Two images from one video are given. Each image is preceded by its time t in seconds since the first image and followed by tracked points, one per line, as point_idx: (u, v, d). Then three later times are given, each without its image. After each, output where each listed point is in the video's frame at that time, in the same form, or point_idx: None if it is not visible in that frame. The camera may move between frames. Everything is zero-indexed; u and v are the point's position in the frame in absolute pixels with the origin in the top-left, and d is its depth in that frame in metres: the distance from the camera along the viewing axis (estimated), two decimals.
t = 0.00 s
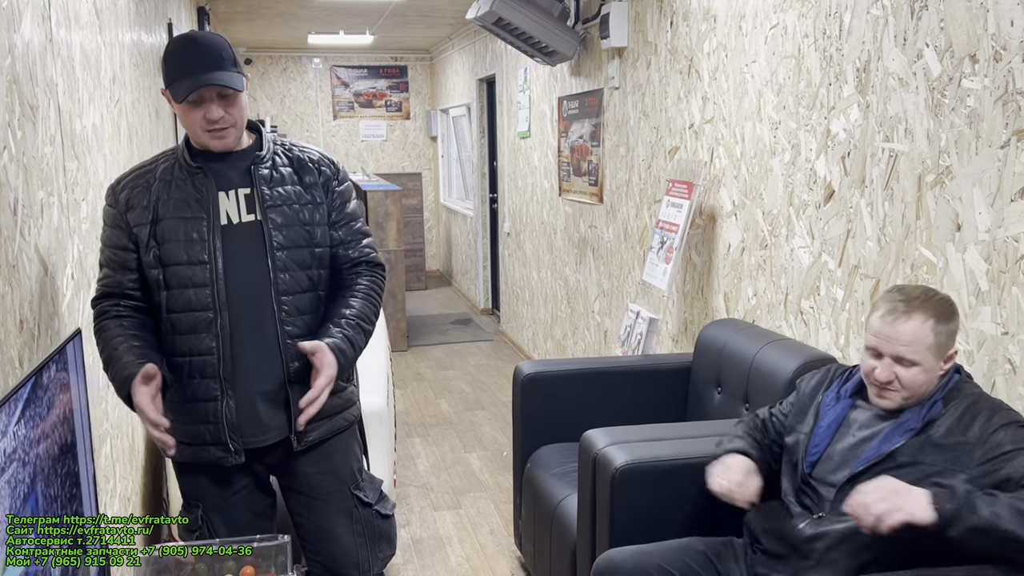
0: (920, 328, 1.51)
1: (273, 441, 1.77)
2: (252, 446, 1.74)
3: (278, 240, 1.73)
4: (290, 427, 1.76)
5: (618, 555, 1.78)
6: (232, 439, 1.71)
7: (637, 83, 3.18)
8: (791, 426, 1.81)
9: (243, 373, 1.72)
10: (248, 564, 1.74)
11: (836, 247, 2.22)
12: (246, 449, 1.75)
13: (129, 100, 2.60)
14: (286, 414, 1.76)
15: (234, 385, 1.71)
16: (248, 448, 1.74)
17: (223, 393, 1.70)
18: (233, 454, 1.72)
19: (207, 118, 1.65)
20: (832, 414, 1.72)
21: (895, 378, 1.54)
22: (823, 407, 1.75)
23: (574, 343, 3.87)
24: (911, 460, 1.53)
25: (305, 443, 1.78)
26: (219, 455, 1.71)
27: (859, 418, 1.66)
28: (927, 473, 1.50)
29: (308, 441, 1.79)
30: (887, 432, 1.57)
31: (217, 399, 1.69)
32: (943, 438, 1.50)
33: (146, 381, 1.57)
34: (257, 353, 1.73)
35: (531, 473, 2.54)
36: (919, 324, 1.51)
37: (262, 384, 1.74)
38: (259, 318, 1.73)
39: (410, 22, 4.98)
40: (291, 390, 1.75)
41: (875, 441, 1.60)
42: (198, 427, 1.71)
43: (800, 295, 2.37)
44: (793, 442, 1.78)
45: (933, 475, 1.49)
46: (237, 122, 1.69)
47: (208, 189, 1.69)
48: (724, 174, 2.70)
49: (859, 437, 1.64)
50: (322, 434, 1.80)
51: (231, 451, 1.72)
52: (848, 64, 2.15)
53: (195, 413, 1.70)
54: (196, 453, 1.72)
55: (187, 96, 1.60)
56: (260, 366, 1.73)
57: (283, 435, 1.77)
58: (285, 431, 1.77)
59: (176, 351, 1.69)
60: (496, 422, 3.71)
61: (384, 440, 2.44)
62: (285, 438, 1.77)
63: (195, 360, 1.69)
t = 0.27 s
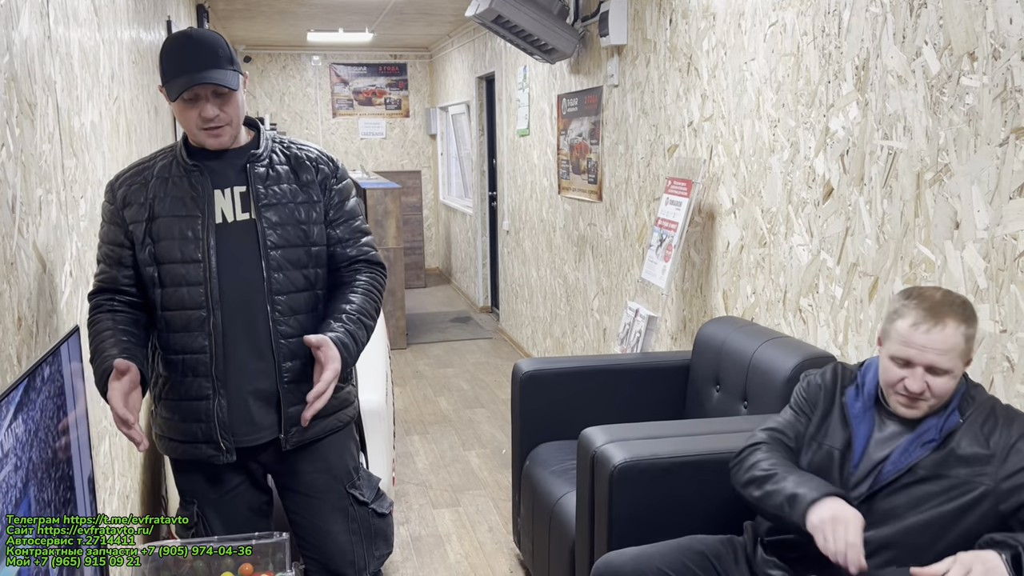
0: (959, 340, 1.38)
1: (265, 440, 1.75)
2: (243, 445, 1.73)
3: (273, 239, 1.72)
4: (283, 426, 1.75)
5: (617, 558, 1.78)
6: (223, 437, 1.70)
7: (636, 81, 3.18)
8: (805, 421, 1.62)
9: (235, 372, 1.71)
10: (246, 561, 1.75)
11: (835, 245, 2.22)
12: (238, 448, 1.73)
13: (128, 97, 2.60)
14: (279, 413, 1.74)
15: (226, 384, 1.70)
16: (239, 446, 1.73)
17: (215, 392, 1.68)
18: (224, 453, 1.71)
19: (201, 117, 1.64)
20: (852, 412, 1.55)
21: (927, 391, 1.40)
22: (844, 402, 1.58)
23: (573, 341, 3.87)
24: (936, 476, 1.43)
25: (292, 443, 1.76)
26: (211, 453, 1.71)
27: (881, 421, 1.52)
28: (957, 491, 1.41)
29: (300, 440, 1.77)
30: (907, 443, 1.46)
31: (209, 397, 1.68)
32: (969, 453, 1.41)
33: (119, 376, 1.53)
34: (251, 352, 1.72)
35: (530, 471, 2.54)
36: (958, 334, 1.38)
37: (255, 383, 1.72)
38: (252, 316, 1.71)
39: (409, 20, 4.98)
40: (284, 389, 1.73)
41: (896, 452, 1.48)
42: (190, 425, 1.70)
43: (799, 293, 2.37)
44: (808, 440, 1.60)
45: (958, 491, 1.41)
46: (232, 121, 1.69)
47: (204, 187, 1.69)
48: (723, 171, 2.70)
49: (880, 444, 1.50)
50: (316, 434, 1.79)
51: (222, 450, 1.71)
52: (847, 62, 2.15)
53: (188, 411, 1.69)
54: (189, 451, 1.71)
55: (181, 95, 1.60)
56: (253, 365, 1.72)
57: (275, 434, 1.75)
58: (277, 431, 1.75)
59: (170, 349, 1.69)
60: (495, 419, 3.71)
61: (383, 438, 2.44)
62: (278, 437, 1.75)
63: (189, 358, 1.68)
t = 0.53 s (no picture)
0: (997, 361, 1.33)
1: (264, 439, 1.75)
2: (242, 444, 1.72)
3: (273, 237, 1.72)
4: (282, 425, 1.74)
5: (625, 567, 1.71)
6: (222, 436, 1.70)
7: (638, 79, 3.17)
8: (822, 429, 1.58)
9: (234, 370, 1.71)
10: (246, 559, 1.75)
11: (837, 244, 2.22)
12: (236, 446, 1.73)
13: (130, 95, 2.59)
14: (278, 412, 1.74)
15: (225, 382, 1.70)
16: (238, 445, 1.73)
17: (214, 390, 1.68)
18: (222, 451, 1.71)
19: (205, 114, 1.64)
20: (872, 424, 1.53)
21: (960, 412, 1.36)
22: (863, 413, 1.55)
23: (574, 339, 3.87)
24: (956, 491, 1.43)
25: (293, 443, 1.76)
26: (209, 451, 1.70)
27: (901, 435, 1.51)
28: (974, 506, 1.42)
29: (299, 439, 1.77)
30: (929, 458, 1.46)
31: (208, 396, 1.68)
32: (988, 469, 1.41)
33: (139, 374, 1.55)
34: (250, 350, 1.72)
35: (531, 469, 2.54)
36: (997, 355, 1.33)
37: (254, 382, 1.72)
38: (251, 315, 1.71)
39: (411, 18, 4.97)
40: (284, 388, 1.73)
41: (917, 467, 1.47)
42: (189, 423, 1.70)
43: (801, 291, 2.37)
44: (826, 451, 1.57)
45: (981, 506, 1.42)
46: (235, 118, 1.69)
47: (205, 184, 1.69)
48: (725, 169, 2.69)
49: (901, 458, 1.50)
50: (314, 433, 1.78)
51: (220, 449, 1.71)
52: (849, 60, 2.14)
53: (186, 409, 1.69)
54: (188, 449, 1.71)
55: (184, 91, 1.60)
56: (252, 363, 1.72)
57: (273, 433, 1.75)
58: (275, 430, 1.75)
59: (170, 346, 1.69)
60: (496, 418, 3.71)
61: (384, 436, 2.44)
62: (277, 436, 1.75)
63: (188, 356, 1.68)
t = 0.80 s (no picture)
0: (1017, 388, 1.33)
1: (269, 437, 1.75)
2: (248, 442, 1.73)
3: (274, 235, 1.73)
4: (285, 423, 1.74)
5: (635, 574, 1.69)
6: (228, 434, 1.70)
7: (642, 78, 3.17)
8: (816, 460, 1.59)
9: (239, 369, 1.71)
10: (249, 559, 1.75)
11: (841, 243, 2.21)
12: (243, 445, 1.73)
13: (134, 94, 2.60)
14: (283, 411, 1.74)
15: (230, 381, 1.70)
16: (244, 444, 1.73)
17: (219, 389, 1.69)
18: (229, 450, 1.71)
19: (211, 111, 1.65)
20: (867, 447, 1.53)
21: (974, 435, 1.36)
22: (855, 437, 1.55)
23: (577, 338, 3.88)
24: (964, 504, 1.45)
25: (296, 441, 1.75)
26: (216, 450, 1.71)
27: (899, 454, 1.51)
28: (983, 518, 1.44)
29: (303, 437, 1.76)
30: (934, 474, 1.47)
31: (214, 394, 1.69)
32: (995, 481, 1.43)
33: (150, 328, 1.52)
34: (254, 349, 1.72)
35: (535, 468, 2.54)
36: (1017, 383, 1.33)
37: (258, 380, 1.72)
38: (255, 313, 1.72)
39: (414, 17, 4.98)
40: (286, 386, 1.73)
41: (921, 484, 1.48)
42: (195, 422, 1.70)
43: (804, 291, 2.37)
44: (823, 481, 1.58)
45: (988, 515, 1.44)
46: (241, 117, 1.69)
47: (207, 183, 1.70)
48: (728, 169, 2.69)
49: (901, 477, 1.50)
50: (315, 432, 1.78)
51: (227, 447, 1.71)
52: (853, 60, 2.14)
53: (193, 408, 1.70)
54: (194, 448, 1.71)
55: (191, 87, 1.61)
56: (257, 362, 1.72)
57: (277, 432, 1.75)
58: (280, 428, 1.75)
59: (175, 345, 1.69)
60: (499, 417, 3.71)
61: (388, 436, 2.44)
62: (281, 434, 1.75)
63: (193, 355, 1.68)
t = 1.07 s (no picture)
0: None
1: (277, 434, 1.76)
2: (257, 439, 1.73)
3: (283, 232, 1.73)
4: (293, 420, 1.75)
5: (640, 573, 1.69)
6: (238, 431, 1.71)
7: (648, 77, 3.17)
8: (821, 469, 1.58)
9: (249, 366, 1.72)
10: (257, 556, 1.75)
11: (848, 242, 2.21)
12: (252, 442, 1.74)
13: (142, 92, 2.61)
14: (291, 407, 1.74)
15: (240, 378, 1.71)
16: (253, 441, 1.73)
17: (229, 385, 1.69)
18: (238, 446, 1.71)
19: (234, 98, 1.67)
20: (871, 454, 1.53)
21: (983, 444, 1.36)
22: (861, 445, 1.55)
23: (583, 337, 3.88)
24: (971, 509, 1.45)
25: (300, 439, 1.75)
26: (225, 447, 1.71)
27: (904, 460, 1.51)
28: (991, 522, 1.44)
29: (311, 434, 1.77)
30: (940, 480, 1.47)
31: (223, 391, 1.69)
32: (1003, 485, 1.43)
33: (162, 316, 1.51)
34: (263, 346, 1.73)
35: (540, 466, 2.54)
36: None
37: (268, 377, 1.73)
38: (264, 310, 1.72)
39: (421, 15, 4.98)
40: (295, 382, 1.74)
41: (927, 490, 1.48)
42: (204, 419, 1.70)
43: (811, 290, 2.37)
44: (829, 489, 1.57)
45: (997, 520, 1.44)
46: (259, 108, 1.73)
47: (218, 180, 1.70)
48: (735, 167, 2.69)
49: (907, 484, 1.50)
50: (322, 429, 1.78)
51: (237, 444, 1.71)
52: (860, 58, 2.14)
53: (202, 405, 1.70)
54: (203, 445, 1.72)
55: (217, 73, 1.63)
56: (266, 359, 1.73)
57: (286, 429, 1.75)
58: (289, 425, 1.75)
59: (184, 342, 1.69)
60: (505, 415, 3.72)
61: (394, 433, 2.45)
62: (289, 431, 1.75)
63: (202, 352, 1.69)
